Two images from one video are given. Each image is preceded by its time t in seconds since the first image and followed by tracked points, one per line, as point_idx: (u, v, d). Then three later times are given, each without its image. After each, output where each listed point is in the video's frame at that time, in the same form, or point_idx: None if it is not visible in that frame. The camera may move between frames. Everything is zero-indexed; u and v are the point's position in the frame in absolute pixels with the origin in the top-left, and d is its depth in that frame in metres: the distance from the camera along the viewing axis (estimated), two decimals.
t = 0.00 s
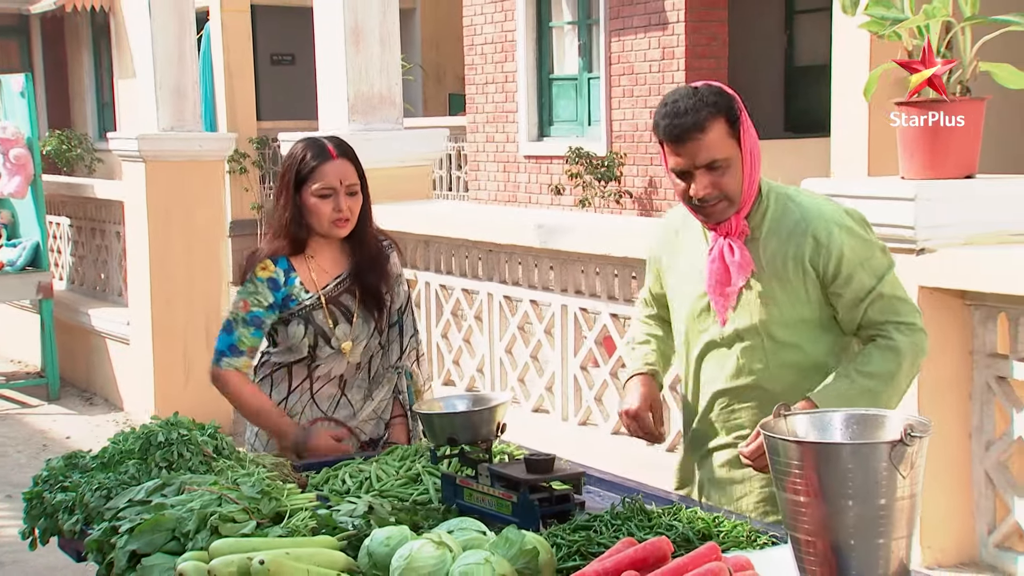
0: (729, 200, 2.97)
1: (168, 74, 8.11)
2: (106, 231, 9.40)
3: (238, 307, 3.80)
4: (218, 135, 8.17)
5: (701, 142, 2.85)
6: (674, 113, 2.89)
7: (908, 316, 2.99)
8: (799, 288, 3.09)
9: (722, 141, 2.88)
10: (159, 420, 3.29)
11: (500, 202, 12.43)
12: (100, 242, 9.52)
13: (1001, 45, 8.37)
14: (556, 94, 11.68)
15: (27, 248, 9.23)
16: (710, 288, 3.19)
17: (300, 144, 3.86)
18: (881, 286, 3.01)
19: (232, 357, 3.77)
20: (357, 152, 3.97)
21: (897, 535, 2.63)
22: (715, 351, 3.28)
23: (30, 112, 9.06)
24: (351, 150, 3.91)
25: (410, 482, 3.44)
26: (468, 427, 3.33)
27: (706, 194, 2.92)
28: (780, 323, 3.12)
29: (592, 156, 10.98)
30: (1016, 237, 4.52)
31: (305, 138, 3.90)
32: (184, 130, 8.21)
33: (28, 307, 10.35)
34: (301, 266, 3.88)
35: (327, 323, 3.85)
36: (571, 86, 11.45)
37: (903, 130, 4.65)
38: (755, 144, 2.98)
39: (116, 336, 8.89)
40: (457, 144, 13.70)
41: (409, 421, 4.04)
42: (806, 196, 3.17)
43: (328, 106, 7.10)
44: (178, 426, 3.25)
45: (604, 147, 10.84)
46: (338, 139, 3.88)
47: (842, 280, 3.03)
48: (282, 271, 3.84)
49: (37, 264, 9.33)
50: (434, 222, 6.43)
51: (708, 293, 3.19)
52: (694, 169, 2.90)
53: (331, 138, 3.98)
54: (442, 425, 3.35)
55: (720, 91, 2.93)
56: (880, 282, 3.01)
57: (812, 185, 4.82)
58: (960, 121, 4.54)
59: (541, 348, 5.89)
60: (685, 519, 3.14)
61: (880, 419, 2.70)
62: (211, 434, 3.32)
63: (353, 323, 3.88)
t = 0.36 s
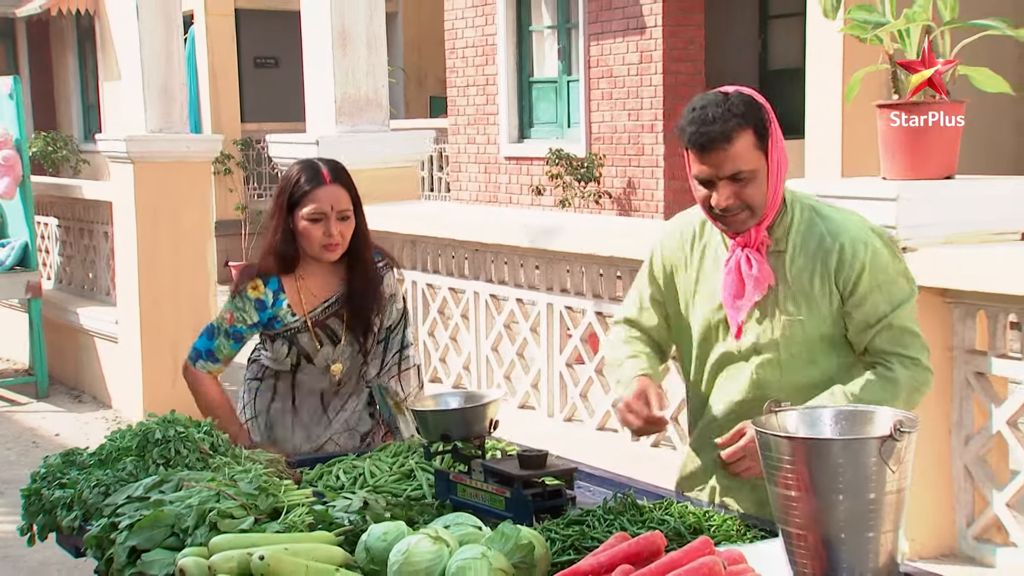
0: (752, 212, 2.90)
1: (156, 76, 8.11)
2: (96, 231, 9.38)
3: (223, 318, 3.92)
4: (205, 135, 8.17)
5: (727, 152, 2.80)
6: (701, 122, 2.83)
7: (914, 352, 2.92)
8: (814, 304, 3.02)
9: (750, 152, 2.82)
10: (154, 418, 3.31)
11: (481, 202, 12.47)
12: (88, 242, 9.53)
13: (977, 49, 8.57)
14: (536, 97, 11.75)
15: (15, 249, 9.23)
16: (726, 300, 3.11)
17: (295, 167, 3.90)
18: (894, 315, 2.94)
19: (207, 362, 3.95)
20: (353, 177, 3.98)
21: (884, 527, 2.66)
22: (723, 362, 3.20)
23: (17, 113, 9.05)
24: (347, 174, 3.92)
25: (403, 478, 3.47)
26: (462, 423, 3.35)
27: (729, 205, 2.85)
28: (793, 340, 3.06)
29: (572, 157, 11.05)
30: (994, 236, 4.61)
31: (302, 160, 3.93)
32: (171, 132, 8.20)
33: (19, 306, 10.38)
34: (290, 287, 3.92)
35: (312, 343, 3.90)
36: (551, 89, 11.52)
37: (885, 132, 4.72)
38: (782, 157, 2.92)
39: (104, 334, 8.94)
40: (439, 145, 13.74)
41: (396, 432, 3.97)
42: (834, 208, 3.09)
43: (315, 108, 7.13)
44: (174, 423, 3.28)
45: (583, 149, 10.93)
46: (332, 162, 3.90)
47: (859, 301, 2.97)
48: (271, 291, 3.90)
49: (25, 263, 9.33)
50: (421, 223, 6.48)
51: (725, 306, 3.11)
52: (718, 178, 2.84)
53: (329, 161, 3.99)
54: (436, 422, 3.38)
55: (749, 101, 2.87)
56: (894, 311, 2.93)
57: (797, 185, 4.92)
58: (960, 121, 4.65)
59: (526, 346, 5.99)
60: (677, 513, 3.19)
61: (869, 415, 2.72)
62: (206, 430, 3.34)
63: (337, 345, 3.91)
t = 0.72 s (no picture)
0: (715, 234, 2.92)
1: (146, 81, 8.16)
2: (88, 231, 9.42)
3: (242, 347, 3.92)
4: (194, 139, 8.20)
5: (686, 177, 2.81)
6: (660, 146, 2.84)
7: (870, 361, 3.01)
8: (780, 314, 3.11)
9: (710, 174, 2.83)
10: (155, 414, 3.38)
11: (462, 203, 12.55)
12: (80, 242, 9.61)
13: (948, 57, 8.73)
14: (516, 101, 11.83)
15: (8, 249, 9.33)
16: (695, 326, 3.16)
17: (277, 175, 3.96)
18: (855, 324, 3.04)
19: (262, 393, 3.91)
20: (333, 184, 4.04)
21: (868, 519, 2.68)
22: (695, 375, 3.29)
23: (9, 115, 9.07)
24: (327, 182, 3.99)
25: (397, 473, 3.53)
26: (455, 419, 3.41)
27: (691, 229, 2.87)
28: (766, 351, 3.16)
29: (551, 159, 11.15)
30: (968, 236, 4.72)
31: (282, 168, 4.01)
32: (162, 135, 8.28)
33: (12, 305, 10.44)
34: (282, 295, 3.98)
35: (309, 344, 3.96)
36: (529, 94, 11.61)
37: (863, 132, 4.83)
38: (741, 178, 2.94)
39: (96, 332, 9.02)
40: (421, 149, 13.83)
41: (380, 422, 4.07)
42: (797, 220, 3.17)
43: (303, 113, 7.19)
44: (174, 420, 3.35)
45: (561, 151, 11.03)
46: (314, 171, 3.97)
47: (825, 306, 3.07)
48: (268, 303, 3.94)
49: (19, 264, 9.44)
50: (409, 224, 6.58)
51: (695, 331, 3.16)
52: (680, 203, 2.85)
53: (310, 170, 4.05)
54: (430, 417, 3.44)
55: (706, 124, 2.89)
56: (855, 320, 3.04)
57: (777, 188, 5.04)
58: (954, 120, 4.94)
59: (512, 343, 6.09)
60: (665, 505, 3.26)
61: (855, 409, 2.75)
62: (205, 426, 3.40)
63: (332, 342, 3.99)
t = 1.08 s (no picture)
0: (700, 245, 2.86)
1: (141, 86, 8.20)
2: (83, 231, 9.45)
3: (218, 292, 3.94)
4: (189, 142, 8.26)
5: (672, 189, 2.74)
6: (648, 157, 2.77)
7: (792, 377, 2.95)
8: (746, 329, 3.08)
9: (697, 185, 2.77)
10: (160, 412, 3.46)
11: (446, 206, 12.63)
12: (76, 242, 9.63)
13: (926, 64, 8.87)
14: (500, 106, 11.91)
15: (5, 250, 9.35)
16: (682, 333, 3.07)
17: (296, 150, 3.88)
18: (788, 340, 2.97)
19: (219, 339, 3.93)
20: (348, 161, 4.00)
21: (857, 513, 2.67)
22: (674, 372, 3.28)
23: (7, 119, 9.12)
24: (343, 160, 3.94)
25: (394, 468, 3.58)
26: (451, 416, 3.46)
27: (676, 240, 2.81)
28: (726, 353, 3.14)
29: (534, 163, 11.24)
30: (945, 237, 4.83)
31: (299, 140, 3.93)
32: (155, 141, 8.33)
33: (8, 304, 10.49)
34: (277, 251, 4.00)
35: (303, 306, 3.95)
36: (513, 99, 11.69)
37: (845, 136, 4.91)
38: (724, 190, 2.88)
39: (91, 331, 9.06)
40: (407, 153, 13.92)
41: (385, 408, 4.10)
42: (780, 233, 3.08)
43: (296, 117, 7.24)
44: (177, 417, 3.43)
45: (544, 155, 11.11)
46: (333, 149, 3.91)
47: (775, 317, 3.00)
48: (260, 257, 3.96)
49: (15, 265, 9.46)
50: (401, 225, 6.67)
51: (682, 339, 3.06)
52: (667, 214, 2.78)
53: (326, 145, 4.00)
54: (427, 413, 3.50)
55: (694, 137, 2.83)
56: (787, 336, 2.96)
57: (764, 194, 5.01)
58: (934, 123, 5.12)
59: (501, 341, 6.18)
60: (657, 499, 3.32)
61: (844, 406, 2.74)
62: (207, 423, 3.48)
63: (326, 306, 3.98)
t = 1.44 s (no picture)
0: (665, 249, 2.84)
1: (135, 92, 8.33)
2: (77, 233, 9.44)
3: (247, 289, 3.91)
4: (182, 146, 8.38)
5: (630, 200, 2.72)
6: (605, 169, 2.74)
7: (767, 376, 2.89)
8: (720, 330, 3.06)
9: (656, 194, 2.74)
10: (162, 410, 3.51)
11: (433, 208, 12.70)
12: (70, 245, 9.62)
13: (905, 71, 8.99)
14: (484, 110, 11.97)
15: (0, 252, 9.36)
16: (653, 335, 3.09)
17: (313, 153, 3.88)
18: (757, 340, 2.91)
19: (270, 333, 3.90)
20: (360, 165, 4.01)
21: (850, 508, 2.65)
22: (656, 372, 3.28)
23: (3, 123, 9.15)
24: (359, 164, 3.95)
25: (392, 465, 3.63)
26: (449, 413, 3.50)
27: (641, 248, 2.79)
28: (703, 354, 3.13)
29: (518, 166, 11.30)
30: (926, 238, 4.90)
31: (317, 143, 3.91)
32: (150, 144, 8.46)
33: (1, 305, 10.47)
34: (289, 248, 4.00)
35: (314, 300, 3.99)
36: (497, 104, 11.76)
37: (831, 141, 4.99)
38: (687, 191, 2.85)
39: (87, 331, 9.05)
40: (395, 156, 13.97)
41: (385, 403, 4.19)
42: (753, 236, 3.04)
43: (288, 121, 7.27)
44: (179, 415, 3.48)
45: (528, 158, 11.18)
46: (348, 154, 3.91)
47: (745, 316, 2.96)
48: (273, 255, 3.96)
49: (10, 267, 9.46)
50: (391, 227, 6.69)
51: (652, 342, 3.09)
52: (629, 223, 2.76)
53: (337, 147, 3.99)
54: (424, 412, 3.53)
55: (650, 144, 2.79)
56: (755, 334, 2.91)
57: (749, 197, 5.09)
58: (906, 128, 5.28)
59: (491, 340, 6.27)
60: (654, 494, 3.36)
61: (836, 402, 2.73)
62: (207, 422, 3.52)
63: (336, 301, 4.03)
